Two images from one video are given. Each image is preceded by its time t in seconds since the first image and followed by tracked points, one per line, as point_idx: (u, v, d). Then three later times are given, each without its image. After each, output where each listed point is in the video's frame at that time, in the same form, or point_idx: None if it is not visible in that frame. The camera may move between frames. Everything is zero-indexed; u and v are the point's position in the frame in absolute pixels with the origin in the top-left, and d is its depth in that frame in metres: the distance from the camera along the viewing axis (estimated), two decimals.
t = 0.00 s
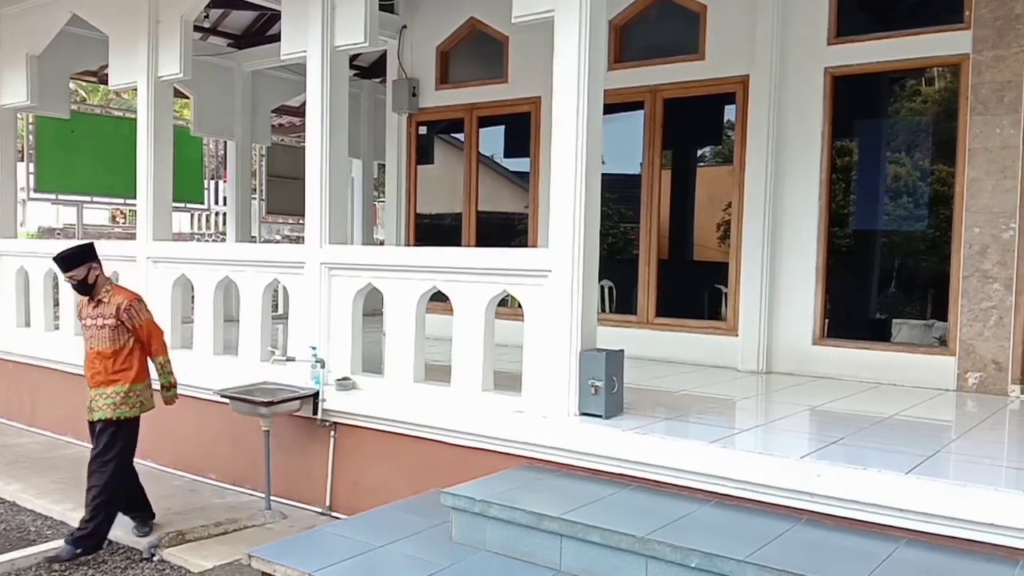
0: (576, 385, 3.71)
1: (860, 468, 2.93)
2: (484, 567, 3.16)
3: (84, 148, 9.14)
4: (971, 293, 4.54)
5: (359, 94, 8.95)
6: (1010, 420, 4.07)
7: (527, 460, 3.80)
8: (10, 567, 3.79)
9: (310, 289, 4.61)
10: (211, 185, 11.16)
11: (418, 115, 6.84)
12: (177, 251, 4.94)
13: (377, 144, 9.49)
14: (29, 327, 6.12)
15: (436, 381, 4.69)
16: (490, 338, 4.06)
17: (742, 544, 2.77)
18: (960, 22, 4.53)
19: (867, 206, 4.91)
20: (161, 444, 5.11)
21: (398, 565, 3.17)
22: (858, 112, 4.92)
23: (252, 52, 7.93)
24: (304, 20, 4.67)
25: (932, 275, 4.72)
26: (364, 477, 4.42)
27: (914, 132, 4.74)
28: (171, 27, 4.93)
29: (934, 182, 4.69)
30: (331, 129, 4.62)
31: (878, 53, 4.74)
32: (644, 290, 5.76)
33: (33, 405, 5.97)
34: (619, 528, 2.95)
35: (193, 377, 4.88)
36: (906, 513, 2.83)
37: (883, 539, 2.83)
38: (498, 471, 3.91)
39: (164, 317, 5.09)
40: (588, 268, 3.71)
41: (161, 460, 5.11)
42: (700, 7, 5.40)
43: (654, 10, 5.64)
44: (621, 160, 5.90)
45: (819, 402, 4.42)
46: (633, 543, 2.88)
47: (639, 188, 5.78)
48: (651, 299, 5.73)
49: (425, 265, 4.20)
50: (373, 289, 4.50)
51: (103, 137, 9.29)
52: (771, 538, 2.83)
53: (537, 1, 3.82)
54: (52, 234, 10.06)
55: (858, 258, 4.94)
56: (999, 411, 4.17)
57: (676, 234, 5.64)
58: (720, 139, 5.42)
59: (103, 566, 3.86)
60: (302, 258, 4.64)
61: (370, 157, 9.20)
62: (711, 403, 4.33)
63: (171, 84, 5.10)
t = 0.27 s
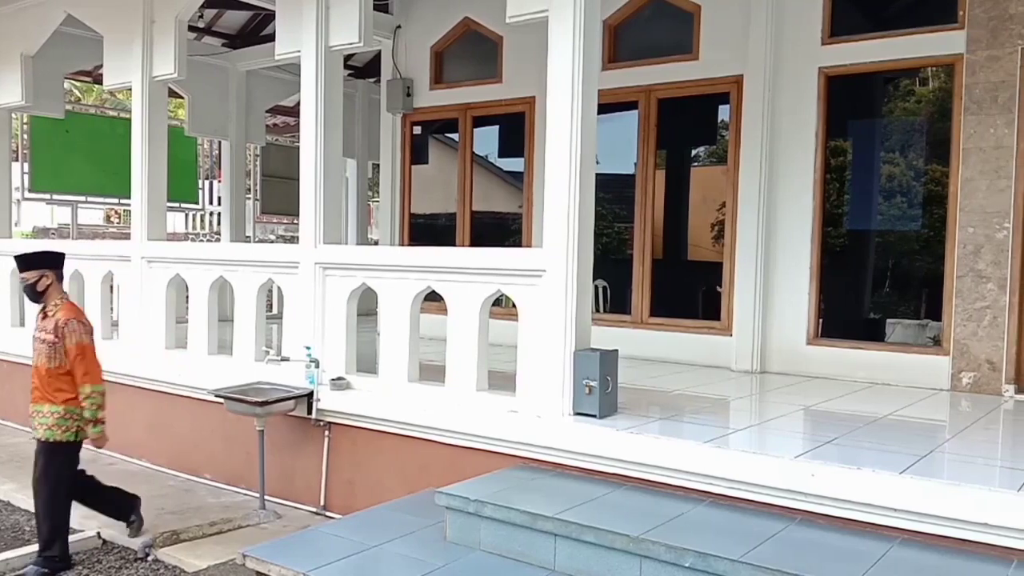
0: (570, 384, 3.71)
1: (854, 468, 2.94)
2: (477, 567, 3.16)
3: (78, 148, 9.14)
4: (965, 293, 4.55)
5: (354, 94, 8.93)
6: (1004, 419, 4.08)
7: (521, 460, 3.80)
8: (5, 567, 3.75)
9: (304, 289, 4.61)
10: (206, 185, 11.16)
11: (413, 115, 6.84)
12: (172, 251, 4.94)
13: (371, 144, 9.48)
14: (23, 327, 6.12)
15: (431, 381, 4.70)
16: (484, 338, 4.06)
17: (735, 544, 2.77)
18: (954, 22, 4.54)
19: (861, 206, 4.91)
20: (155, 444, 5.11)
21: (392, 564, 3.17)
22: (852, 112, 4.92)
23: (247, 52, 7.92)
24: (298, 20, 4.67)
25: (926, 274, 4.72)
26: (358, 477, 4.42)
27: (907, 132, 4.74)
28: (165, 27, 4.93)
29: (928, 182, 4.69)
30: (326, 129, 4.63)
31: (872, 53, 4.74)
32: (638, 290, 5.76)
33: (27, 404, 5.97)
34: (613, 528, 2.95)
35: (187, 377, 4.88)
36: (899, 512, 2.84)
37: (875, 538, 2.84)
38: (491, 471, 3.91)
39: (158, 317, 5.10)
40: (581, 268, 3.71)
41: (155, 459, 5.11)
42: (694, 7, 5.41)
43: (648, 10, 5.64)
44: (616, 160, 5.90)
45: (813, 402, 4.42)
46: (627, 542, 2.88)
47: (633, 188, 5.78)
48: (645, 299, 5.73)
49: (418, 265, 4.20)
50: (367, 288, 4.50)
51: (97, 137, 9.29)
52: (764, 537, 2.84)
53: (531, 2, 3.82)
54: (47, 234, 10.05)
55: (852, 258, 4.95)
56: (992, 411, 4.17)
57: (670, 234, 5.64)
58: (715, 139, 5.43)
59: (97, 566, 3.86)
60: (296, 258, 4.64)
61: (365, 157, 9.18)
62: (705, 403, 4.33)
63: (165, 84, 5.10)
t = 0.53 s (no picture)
0: (565, 384, 3.71)
1: (849, 468, 2.94)
2: (472, 566, 3.16)
3: (73, 148, 9.14)
4: (960, 292, 4.55)
5: (349, 95, 8.83)
6: (998, 419, 4.08)
7: (516, 460, 3.81)
8: None
9: (299, 289, 4.62)
10: (201, 185, 11.15)
11: (408, 115, 6.84)
12: (167, 251, 4.95)
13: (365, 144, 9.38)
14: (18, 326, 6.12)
15: (426, 381, 4.70)
16: (479, 337, 4.06)
17: (729, 544, 2.77)
18: (949, 21, 4.54)
19: (855, 206, 4.91)
20: (150, 443, 5.11)
21: (387, 564, 3.17)
22: (847, 112, 4.92)
23: (242, 52, 7.91)
24: (293, 20, 4.67)
25: (921, 274, 4.72)
26: (353, 477, 4.42)
27: (902, 132, 4.74)
28: (160, 27, 4.93)
29: (922, 182, 4.69)
30: (321, 129, 4.63)
31: (866, 53, 4.74)
32: (633, 290, 5.76)
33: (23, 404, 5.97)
34: (608, 527, 2.95)
35: (183, 377, 4.88)
36: (892, 512, 2.84)
37: (869, 538, 2.84)
38: (485, 470, 3.92)
39: (154, 317, 5.10)
40: (576, 268, 3.72)
41: (149, 459, 5.12)
42: (688, 7, 5.41)
43: (643, 10, 5.64)
44: (611, 160, 5.90)
45: (807, 402, 4.42)
46: (622, 542, 2.88)
47: (628, 188, 5.78)
48: (640, 299, 5.73)
49: (413, 264, 4.20)
50: (362, 288, 4.50)
51: (92, 137, 9.29)
52: (758, 537, 2.84)
53: (526, 2, 3.83)
54: (42, 234, 10.05)
55: (846, 258, 4.95)
56: (986, 411, 4.18)
57: (665, 234, 5.64)
58: (709, 139, 5.43)
59: (92, 566, 3.86)
60: (291, 258, 4.64)
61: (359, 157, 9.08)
62: (699, 403, 4.33)
63: (160, 84, 5.11)
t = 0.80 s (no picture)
0: (558, 384, 3.72)
1: (843, 468, 2.94)
2: (466, 566, 3.16)
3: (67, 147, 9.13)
4: (953, 292, 4.55)
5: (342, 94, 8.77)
6: (992, 419, 4.08)
7: (510, 460, 3.81)
8: None
9: (292, 288, 4.61)
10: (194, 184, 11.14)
11: (402, 114, 6.84)
12: (162, 251, 4.95)
13: (359, 143, 9.35)
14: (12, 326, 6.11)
15: (420, 381, 4.70)
16: (473, 337, 4.06)
17: (723, 543, 2.77)
18: (943, 22, 4.55)
19: (849, 206, 4.92)
20: (143, 443, 5.11)
21: (380, 564, 3.17)
22: (841, 112, 4.93)
23: (237, 51, 7.90)
24: (287, 20, 4.67)
25: (915, 274, 4.72)
26: (348, 477, 4.42)
27: (896, 132, 4.75)
28: (154, 27, 4.93)
29: (916, 182, 4.70)
30: (315, 128, 4.63)
31: (860, 53, 4.75)
32: (627, 290, 5.76)
33: (16, 404, 5.97)
34: (602, 527, 2.95)
35: (176, 377, 4.87)
36: (886, 512, 2.84)
37: (863, 538, 2.84)
38: (479, 470, 3.92)
39: (148, 317, 5.10)
40: (569, 268, 3.72)
41: (143, 459, 5.11)
42: (683, 7, 5.41)
43: (637, 10, 5.64)
44: (606, 160, 5.90)
45: (801, 401, 4.43)
46: (615, 542, 2.88)
47: (622, 187, 5.78)
48: (634, 299, 5.73)
49: (407, 264, 4.20)
50: (356, 288, 4.50)
51: (85, 137, 9.28)
52: (752, 537, 2.84)
53: (520, 2, 3.83)
54: (37, 234, 10.03)
55: (840, 258, 4.95)
56: (980, 411, 4.18)
57: (659, 233, 5.64)
58: (703, 139, 5.44)
59: (86, 566, 3.86)
60: (285, 258, 4.64)
61: (353, 156, 9.03)
62: (692, 403, 4.34)
63: (155, 84, 5.11)
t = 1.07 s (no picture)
0: (552, 384, 3.71)
1: (837, 467, 2.94)
2: (460, 567, 3.16)
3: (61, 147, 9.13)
4: (947, 292, 4.56)
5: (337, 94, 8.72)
6: (986, 418, 4.09)
7: (504, 459, 3.80)
8: None
9: (287, 288, 4.61)
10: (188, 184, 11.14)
11: (396, 114, 6.84)
12: (156, 251, 4.94)
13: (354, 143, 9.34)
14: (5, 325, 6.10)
15: (414, 381, 4.70)
16: (468, 337, 4.06)
17: (718, 543, 2.77)
18: (936, 22, 4.56)
19: (843, 205, 4.93)
20: (137, 444, 5.10)
21: (374, 564, 3.16)
22: (834, 111, 4.94)
23: (232, 51, 7.90)
24: (282, 19, 4.66)
25: (908, 273, 4.73)
26: (342, 477, 4.41)
27: (889, 131, 4.76)
28: (149, 27, 4.93)
29: (910, 181, 4.71)
30: (310, 128, 4.63)
31: (854, 53, 4.76)
32: (621, 290, 5.76)
33: (10, 404, 5.95)
34: (597, 527, 2.95)
35: (171, 377, 4.87)
36: (880, 512, 2.84)
37: (857, 537, 2.84)
38: (473, 470, 3.92)
39: (142, 317, 5.09)
40: (564, 268, 3.71)
41: (136, 459, 5.10)
42: (677, 7, 5.42)
43: (632, 10, 5.65)
44: (601, 160, 5.90)
45: (796, 401, 4.43)
46: (610, 542, 2.88)
47: (616, 187, 5.79)
48: (628, 299, 5.73)
49: (401, 263, 4.20)
50: (350, 288, 4.50)
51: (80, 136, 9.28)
52: (746, 537, 2.84)
53: (515, 2, 3.83)
54: (30, 234, 10.02)
55: (834, 258, 4.96)
56: (975, 410, 4.19)
57: (653, 233, 5.65)
58: (697, 139, 5.44)
59: (79, 566, 3.85)
60: (280, 258, 4.64)
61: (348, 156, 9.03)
62: (686, 402, 4.34)
63: (149, 84, 5.10)
